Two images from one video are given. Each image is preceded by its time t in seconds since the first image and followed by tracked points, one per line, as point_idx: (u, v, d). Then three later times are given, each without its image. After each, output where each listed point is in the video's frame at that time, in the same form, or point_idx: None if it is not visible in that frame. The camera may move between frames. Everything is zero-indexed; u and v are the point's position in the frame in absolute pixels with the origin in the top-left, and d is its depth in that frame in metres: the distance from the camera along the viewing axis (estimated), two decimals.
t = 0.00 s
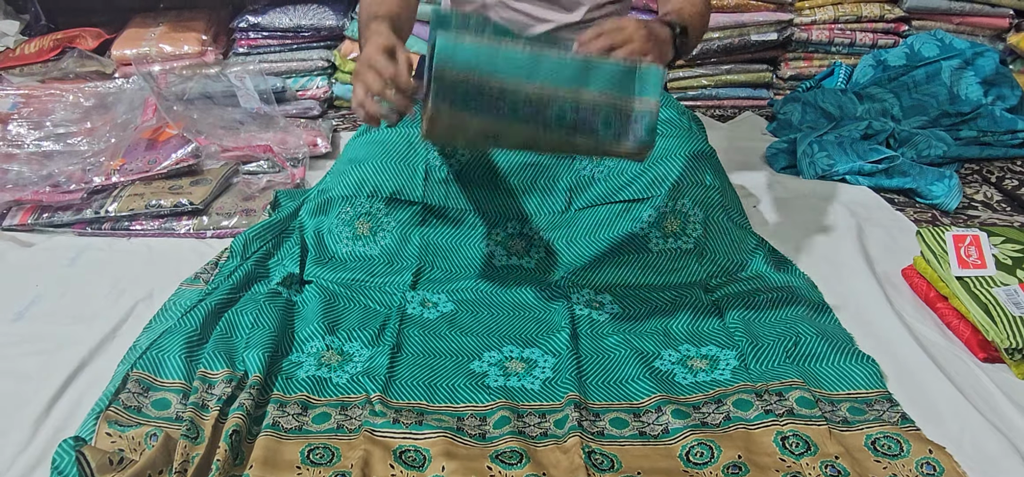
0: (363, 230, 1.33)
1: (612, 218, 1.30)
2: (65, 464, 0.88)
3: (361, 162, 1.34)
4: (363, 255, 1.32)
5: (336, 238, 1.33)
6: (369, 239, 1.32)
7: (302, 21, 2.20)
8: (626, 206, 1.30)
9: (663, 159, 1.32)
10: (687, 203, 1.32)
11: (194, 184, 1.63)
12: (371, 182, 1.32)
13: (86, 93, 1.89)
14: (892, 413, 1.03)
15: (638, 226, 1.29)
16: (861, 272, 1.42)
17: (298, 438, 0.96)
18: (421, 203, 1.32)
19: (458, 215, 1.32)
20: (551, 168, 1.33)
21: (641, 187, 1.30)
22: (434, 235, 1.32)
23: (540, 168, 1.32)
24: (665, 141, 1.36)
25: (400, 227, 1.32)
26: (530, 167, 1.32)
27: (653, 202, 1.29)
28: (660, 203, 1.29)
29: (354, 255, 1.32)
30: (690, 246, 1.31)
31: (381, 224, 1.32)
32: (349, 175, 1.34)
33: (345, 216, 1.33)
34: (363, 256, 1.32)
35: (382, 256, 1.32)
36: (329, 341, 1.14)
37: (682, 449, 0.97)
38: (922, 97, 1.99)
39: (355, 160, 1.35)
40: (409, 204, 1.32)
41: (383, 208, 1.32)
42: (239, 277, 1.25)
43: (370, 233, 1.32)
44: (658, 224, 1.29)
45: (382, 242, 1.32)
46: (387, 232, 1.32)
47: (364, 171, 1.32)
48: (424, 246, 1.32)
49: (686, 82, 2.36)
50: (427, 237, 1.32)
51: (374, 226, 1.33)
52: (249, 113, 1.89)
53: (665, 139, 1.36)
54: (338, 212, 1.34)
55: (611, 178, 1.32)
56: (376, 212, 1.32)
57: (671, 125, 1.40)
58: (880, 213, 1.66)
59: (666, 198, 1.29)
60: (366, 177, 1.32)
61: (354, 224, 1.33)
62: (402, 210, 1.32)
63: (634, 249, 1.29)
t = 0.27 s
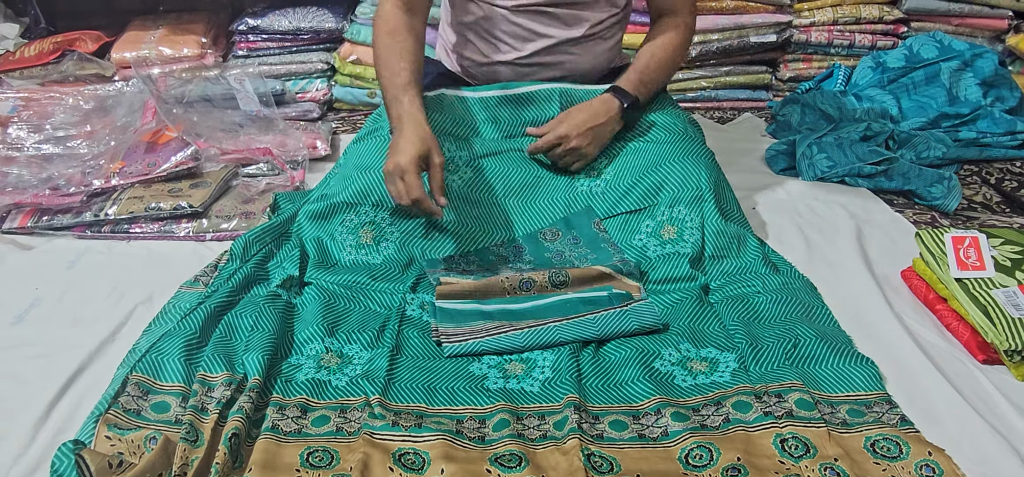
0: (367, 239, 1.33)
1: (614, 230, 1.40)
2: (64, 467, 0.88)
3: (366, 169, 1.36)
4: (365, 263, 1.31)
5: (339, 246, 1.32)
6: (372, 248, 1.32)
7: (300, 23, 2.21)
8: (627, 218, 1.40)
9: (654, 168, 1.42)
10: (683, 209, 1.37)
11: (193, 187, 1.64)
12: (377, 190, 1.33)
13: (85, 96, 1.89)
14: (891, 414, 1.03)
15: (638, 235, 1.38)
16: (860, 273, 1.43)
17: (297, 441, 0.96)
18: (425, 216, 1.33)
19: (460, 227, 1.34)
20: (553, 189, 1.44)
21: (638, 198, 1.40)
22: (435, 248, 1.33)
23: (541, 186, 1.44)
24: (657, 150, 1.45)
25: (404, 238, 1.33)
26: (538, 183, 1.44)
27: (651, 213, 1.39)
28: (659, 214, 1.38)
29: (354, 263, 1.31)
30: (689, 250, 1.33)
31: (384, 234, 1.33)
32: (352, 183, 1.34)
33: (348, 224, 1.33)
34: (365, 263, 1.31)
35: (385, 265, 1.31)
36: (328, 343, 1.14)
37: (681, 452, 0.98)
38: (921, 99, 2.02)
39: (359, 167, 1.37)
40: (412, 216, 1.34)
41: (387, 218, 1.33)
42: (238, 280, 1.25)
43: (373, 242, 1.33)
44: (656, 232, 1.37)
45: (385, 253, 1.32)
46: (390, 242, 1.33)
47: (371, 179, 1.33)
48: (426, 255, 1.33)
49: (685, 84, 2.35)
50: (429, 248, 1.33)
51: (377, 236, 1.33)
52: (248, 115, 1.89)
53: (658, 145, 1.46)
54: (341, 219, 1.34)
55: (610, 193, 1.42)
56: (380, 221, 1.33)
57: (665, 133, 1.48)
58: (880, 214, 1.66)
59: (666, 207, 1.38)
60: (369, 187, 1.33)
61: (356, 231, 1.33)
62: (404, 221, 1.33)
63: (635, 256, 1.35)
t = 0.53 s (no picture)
0: (367, 243, 1.33)
1: (614, 234, 1.41)
2: (64, 471, 0.88)
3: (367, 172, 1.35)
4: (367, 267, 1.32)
5: (339, 250, 1.33)
6: (373, 252, 1.33)
7: (300, 26, 2.22)
8: (627, 222, 1.41)
9: (654, 174, 1.41)
10: (683, 214, 1.37)
11: (193, 190, 1.64)
12: (377, 194, 1.33)
13: (85, 99, 1.90)
14: (891, 416, 1.03)
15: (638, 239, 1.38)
16: (860, 275, 1.43)
17: (297, 444, 0.96)
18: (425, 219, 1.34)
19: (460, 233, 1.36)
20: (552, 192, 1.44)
21: (639, 202, 1.40)
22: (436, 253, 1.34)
23: (542, 189, 1.43)
24: (659, 152, 1.44)
25: (404, 240, 1.33)
26: (539, 186, 1.43)
27: (652, 217, 1.39)
28: (659, 218, 1.39)
29: (355, 268, 1.32)
30: (689, 254, 1.33)
31: (385, 238, 1.33)
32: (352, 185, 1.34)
33: (349, 227, 1.34)
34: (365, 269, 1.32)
35: (385, 269, 1.32)
36: (328, 346, 1.14)
37: (681, 454, 0.98)
38: (921, 100, 2.02)
39: (360, 169, 1.37)
40: (413, 220, 1.34)
41: (386, 222, 1.34)
42: (238, 283, 1.25)
43: (373, 246, 1.33)
44: (656, 237, 1.37)
45: (385, 256, 1.33)
46: (390, 245, 1.33)
47: (372, 181, 1.33)
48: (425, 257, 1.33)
49: (685, 86, 2.34)
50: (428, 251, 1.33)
51: (378, 240, 1.33)
52: (248, 118, 1.88)
53: (657, 148, 1.44)
54: (342, 223, 1.34)
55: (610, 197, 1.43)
56: (380, 225, 1.33)
57: (666, 136, 1.47)
58: (879, 216, 1.66)
59: (665, 211, 1.38)
60: (370, 191, 1.33)
61: (357, 235, 1.33)
62: (404, 224, 1.34)
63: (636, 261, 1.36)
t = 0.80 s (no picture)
0: (369, 248, 1.33)
1: (615, 237, 1.41)
2: (66, 474, 0.87)
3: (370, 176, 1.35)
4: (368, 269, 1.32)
5: (341, 254, 1.33)
6: (375, 256, 1.33)
7: (302, 29, 2.21)
8: (628, 226, 1.41)
9: (656, 177, 1.41)
10: (685, 217, 1.37)
11: (194, 193, 1.64)
12: (380, 198, 1.33)
13: (86, 102, 1.90)
14: (893, 418, 1.03)
15: (640, 243, 1.38)
16: (862, 276, 1.43)
17: (299, 447, 0.96)
18: (428, 224, 1.35)
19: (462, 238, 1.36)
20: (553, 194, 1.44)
21: (640, 206, 1.41)
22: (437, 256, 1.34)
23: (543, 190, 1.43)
24: (661, 155, 1.44)
25: (407, 245, 1.34)
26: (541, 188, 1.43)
27: (653, 220, 1.40)
28: (661, 221, 1.39)
29: (358, 272, 1.32)
30: (692, 257, 1.33)
31: (387, 242, 1.34)
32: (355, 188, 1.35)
33: (351, 231, 1.34)
34: (366, 272, 1.32)
35: (386, 271, 1.32)
36: (330, 348, 1.14)
37: (684, 456, 0.97)
38: (921, 102, 2.02)
39: (363, 172, 1.37)
40: (415, 224, 1.35)
41: (389, 227, 1.34)
42: (239, 286, 1.25)
43: (376, 251, 1.33)
44: (658, 240, 1.37)
45: (387, 260, 1.33)
46: (392, 250, 1.34)
47: (375, 185, 1.34)
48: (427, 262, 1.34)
49: (686, 88, 2.34)
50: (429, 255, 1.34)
51: (380, 244, 1.34)
52: (249, 121, 1.89)
53: (660, 152, 1.44)
54: (344, 226, 1.35)
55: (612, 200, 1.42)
56: (383, 229, 1.34)
57: (668, 140, 1.47)
58: (881, 217, 1.66)
59: (667, 215, 1.38)
60: (373, 195, 1.33)
61: (359, 239, 1.34)
62: (406, 228, 1.34)
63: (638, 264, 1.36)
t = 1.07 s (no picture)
0: (371, 252, 1.34)
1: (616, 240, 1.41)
2: None
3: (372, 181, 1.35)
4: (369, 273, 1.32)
5: (342, 257, 1.33)
6: (376, 260, 1.33)
7: (302, 32, 2.22)
8: (629, 229, 1.41)
9: (658, 180, 1.41)
10: (686, 220, 1.37)
11: (195, 196, 1.64)
12: (381, 202, 1.33)
13: (87, 106, 1.90)
14: (895, 420, 1.03)
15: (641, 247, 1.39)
16: (862, 278, 1.42)
17: (300, 450, 0.96)
18: (429, 228, 1.35)
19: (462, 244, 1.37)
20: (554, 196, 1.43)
21: (641, 209, 1.41)
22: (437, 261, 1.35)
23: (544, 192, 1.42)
24: (663, 159, 1.44)
25: (409, 248, 1.35)
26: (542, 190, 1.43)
27: (655, 224, 1.40)
28: (662, 225, 1.39)
29: (359, 275, 1.32)
30: (693, 260, 1.33)
31: (388, 247, 1.34)
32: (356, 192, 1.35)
33: (352, 236, 1.34)
34: (367, 274, 1.32)
35: (387, 275, 1.32)
36: (331, 351, 1.14)
37: (685, 459, 0.97)
38: (922, 103, 2.02)
39: (365, 175, 1.37)
40: (416, 229, 1.35)
41: (389, 231, 1.35)
42: (240, 290, 1.25)
43: (377, 255, 1.34)
44: (660, 243, 1.37)
45: (388, 264, 1.33)
46: (392, 255, 1.34)
47: (377, 189, 1.34)
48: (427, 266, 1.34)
49: (686, 90, 2.34)
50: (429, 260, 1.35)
51: (381, 248, 1.34)
52: (249, 125, 1.90)
53: (662, 156, 1.44)
54: (346, 230, 1.35)
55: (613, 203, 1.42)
56: (384, 233, 1.34)
57: (671, 144, 1.47)
58: (882, 219, 1.66)
59: (668, 218, 1.38)
60: (375, 200, 1.33)
61: (361, 243, 1.34)
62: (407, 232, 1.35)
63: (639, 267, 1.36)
